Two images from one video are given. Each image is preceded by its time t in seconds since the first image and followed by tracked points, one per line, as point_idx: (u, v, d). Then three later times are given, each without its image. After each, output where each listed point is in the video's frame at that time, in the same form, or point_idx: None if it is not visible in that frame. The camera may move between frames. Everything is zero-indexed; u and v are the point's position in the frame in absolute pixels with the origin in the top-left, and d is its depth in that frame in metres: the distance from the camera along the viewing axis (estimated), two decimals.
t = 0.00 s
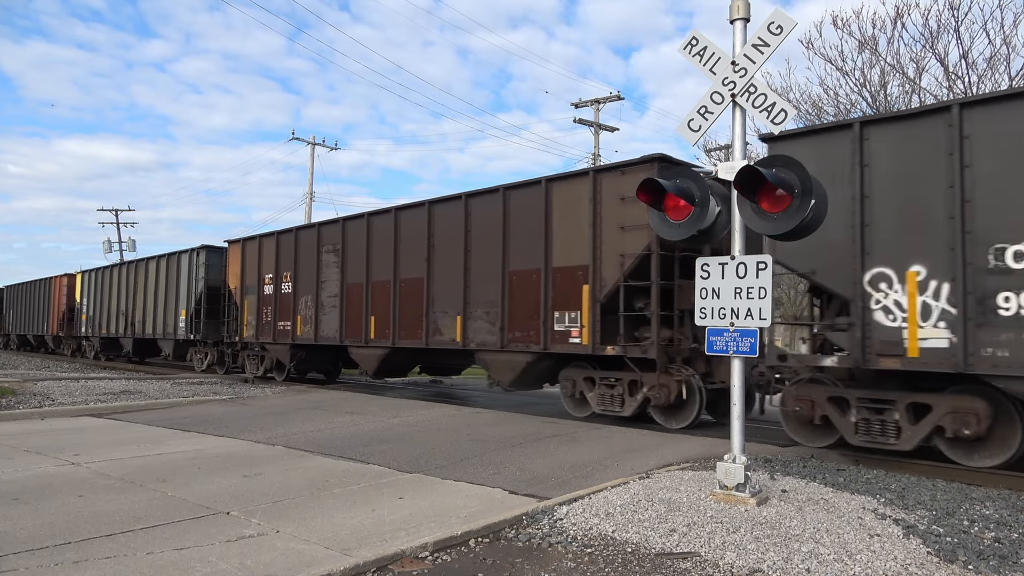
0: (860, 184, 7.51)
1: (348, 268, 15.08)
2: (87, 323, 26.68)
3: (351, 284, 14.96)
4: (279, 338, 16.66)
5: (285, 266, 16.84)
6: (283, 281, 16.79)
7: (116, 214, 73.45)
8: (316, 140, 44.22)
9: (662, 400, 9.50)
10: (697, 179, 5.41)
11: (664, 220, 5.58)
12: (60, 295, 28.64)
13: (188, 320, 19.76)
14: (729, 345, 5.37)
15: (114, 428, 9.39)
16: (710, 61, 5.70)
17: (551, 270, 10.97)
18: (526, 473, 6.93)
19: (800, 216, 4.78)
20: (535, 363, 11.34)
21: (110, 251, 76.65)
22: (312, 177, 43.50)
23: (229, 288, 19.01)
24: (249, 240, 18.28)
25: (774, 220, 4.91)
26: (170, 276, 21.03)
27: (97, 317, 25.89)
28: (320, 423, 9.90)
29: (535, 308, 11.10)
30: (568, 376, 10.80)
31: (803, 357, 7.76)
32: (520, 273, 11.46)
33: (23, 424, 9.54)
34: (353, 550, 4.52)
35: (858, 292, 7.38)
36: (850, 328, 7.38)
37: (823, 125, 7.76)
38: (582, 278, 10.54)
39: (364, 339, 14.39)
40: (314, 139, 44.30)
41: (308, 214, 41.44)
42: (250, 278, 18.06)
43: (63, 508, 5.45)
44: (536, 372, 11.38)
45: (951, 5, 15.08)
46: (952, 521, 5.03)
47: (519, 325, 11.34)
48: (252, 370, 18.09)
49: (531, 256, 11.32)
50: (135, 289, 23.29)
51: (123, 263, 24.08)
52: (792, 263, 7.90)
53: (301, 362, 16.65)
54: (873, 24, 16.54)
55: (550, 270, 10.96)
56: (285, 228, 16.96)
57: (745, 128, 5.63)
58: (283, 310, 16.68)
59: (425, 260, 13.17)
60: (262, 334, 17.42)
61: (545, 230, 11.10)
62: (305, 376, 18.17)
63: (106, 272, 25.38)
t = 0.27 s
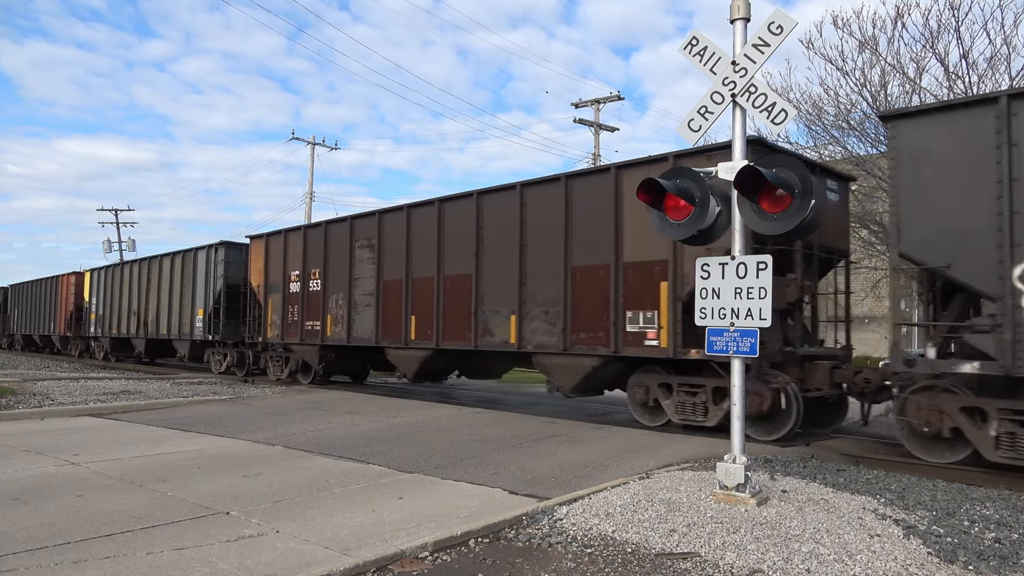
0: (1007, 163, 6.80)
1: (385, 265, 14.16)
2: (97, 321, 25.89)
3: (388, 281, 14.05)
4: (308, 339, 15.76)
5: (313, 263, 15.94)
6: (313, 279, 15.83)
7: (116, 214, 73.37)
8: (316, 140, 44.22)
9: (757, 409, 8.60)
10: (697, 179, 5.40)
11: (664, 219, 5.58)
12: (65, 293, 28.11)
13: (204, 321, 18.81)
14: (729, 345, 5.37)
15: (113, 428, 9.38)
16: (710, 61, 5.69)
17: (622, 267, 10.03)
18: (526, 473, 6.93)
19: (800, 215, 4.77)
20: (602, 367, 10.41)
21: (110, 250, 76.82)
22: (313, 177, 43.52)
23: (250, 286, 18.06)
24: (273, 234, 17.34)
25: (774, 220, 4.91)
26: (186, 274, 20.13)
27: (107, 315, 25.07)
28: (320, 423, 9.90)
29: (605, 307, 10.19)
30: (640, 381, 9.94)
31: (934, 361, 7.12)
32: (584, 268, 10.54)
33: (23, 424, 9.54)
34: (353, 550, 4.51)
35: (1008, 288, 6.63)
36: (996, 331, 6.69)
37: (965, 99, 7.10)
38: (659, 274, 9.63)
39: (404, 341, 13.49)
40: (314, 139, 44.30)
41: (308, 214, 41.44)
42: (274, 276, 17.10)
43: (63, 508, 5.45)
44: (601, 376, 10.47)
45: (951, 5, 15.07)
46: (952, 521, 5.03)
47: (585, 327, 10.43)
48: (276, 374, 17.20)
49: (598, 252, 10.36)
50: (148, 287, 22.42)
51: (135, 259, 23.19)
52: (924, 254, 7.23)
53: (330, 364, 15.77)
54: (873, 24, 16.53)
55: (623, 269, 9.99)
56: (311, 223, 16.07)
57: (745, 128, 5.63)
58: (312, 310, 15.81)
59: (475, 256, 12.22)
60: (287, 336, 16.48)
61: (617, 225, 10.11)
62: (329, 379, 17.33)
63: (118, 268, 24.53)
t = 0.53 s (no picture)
0: None
1: (427, 260, 13.10)
2: (108, 321, 25.09)
3: (431, 278, 12.98)
4: (341, 340, 14.75)
5: (345, 258, 14.94)
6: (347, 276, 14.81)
7: (116, 214, 73.26)
8: (316, 140, 44.36)
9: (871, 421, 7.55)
10: (697, 179, 5.40)
11: (664, 219, 5.58)
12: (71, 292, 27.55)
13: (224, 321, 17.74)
14: (729, 345, 5.36)
15: (113, 428, 9.38)
16: (709, 61, 5.69)
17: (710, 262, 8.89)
18: (526, 473, 6.93)
19: (800, 216, 4.77)
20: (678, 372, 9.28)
21: (110, 250, 76.86)
22: (312, 178, 43.48)
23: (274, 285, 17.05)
24: (300, 230, 16.31)
25: (774, 220, 4.91)
26: (203, 272, 19.12)
27: (119, 314, 24.27)
28: (320, 423, 9.90)
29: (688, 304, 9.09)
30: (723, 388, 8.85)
31: None
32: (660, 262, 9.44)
33: (23, 424, 9.54)
34: (353, 550, 4.51)
35: None
36: None
37: None
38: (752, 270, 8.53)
39: (450, 343, 12.45)
40: (314, 140, 44.40)
41: (308, 215, 41.42)
42: (302, 273, 16.08)
43: (63, 508, 5.45)
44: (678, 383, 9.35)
45: (951, 5, 15.07)
46: (952, 521, 5.03)
47: (662, 327, 9.35)
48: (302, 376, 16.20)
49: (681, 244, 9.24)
50: (161, 286, 21.52)
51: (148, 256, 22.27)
52: None
53: (364, 366, 14.75)
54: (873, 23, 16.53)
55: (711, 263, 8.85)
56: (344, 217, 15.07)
57: (745, 128, 5.63)
58: (343, 309, 14.81)
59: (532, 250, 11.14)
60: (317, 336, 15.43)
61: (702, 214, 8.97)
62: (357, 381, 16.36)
63: (130, 266, 23.69)
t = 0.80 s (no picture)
0: None
1: (475, 255, 12.25)
2: (121, 320, 24.45)
3: (480, 275, 12.13)
4: (378, 340, 13.98)
5: (381, 254, 14.18)
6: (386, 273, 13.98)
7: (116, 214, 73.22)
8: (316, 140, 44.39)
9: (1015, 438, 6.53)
10: (697, 179, 5.41)
11: (664, 220, 5.58)
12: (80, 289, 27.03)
13: (246, 319, 17.19)
14: (729, 345, 5.37)
15: (113, 427, 9.39)
16: (710, 61, 5.69)
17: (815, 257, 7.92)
18: (526, 473, 6.93)
19: (799, 216, 4.77)
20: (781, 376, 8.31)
21: (110, 250, 76.92)
22: (312, 177, 43.51)
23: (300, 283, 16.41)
24: (331, 224, 15.59)
25: (774, 220, 4.91)
26: (224, 270, 18.64)
27: (133, 314, 23.67)
28: (320, 423, 9.90)
29: (787, 303, 8.15)
30: (830, 397, 7.90)
31: None
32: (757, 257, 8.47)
33: (24, 424, 9.54)
34: (353, 550, 4.52)
35: None
36: None
37: None
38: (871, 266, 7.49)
39: (504, 345, 11.58)
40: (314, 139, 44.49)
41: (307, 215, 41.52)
42: (333, 269, 15.38)
43: (63, 508, 5.45)
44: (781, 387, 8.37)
45: (951, 6, 15.08)
46: (952, 521, 5.03)
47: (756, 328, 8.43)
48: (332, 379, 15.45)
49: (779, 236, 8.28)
50: (177, 284, 21.08)
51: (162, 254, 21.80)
52: None
53: (401, 369, 14.03)
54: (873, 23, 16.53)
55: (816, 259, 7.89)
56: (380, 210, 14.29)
57: (745, 128, 5.63)
58: (380, 308, 14.06)
59: (597, 243, 10.23)
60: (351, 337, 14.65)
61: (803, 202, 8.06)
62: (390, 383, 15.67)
63: (145, 265, 23.16)
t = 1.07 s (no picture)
0: None
1: (531, 248, 11.17)
2: (135, 320, 23.73)
3: (538, 270, 11.02)
4: (419, 341, 13.02)
5: (423, 248, 13.22)
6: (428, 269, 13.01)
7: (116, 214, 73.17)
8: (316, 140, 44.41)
9: None
10: (697, 179, 5.40)
11: (664, 220, 5.58)
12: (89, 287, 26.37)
13: (271, 318, 16.50)
14: (729, 345, 5.37)
15: (113, 427, 9.39)
16: (710, 61, 5.69)
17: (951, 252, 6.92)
18: (526, 473, 6.93)
19: (799, 216, 4.77)
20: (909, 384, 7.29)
21: (110, 251, 76.90)
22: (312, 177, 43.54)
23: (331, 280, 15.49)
24: (365, 217, 14.70)
25: (774, 220, 4.91)
26: (246, 268, 18.00)
27: (147, 315, 22.93)
28: (320, 423, 9.90)
29: (914, 301, 7.15)
30: (964, 408, 6.99)
31: None
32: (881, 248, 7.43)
33: (23, 424, 9.54)
34: (353, 550, 4.52)
35: None
36: None
37: None
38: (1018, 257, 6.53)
39: (566, 346, 10.47)
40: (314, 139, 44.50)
41: (307, 216, 41.56)
42: (368, 266, 14.41)
43: (63, 508, 5.45)
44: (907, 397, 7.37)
45: (951, 5, 15.09)
46: (952, 521, 5.03)
47: (875, 331, 7.41)
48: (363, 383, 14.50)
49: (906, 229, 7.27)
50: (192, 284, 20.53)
51: (178, 252, 21.23)
52: None
53: (444, 373, 13.00)
54: (873, 23, 16.54)
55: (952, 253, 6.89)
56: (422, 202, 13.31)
57: (745, 128, 5.63)
58: (421, 307, 13.09)
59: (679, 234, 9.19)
60: (390, 338, 13.65)
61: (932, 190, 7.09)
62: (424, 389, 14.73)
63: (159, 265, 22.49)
